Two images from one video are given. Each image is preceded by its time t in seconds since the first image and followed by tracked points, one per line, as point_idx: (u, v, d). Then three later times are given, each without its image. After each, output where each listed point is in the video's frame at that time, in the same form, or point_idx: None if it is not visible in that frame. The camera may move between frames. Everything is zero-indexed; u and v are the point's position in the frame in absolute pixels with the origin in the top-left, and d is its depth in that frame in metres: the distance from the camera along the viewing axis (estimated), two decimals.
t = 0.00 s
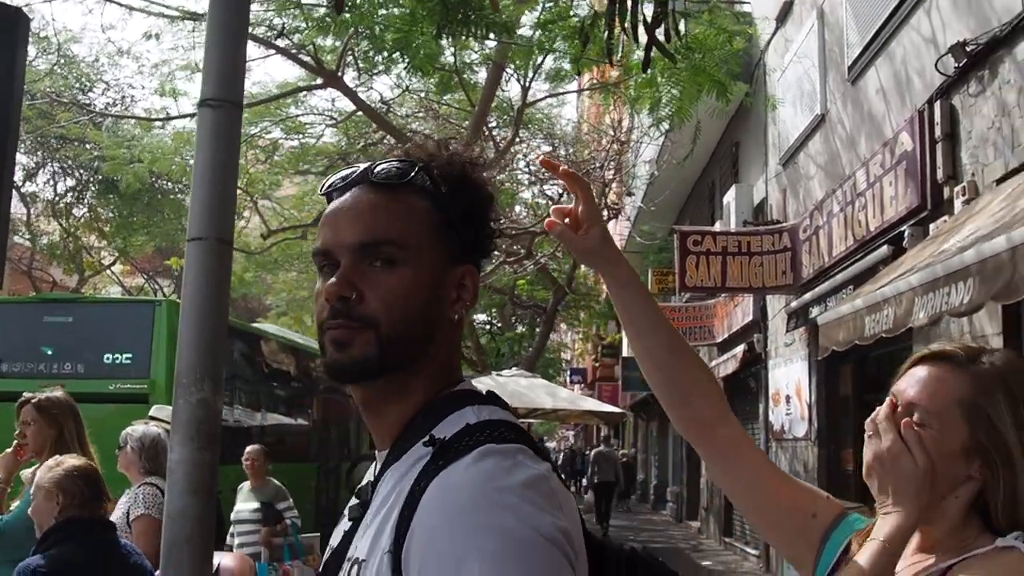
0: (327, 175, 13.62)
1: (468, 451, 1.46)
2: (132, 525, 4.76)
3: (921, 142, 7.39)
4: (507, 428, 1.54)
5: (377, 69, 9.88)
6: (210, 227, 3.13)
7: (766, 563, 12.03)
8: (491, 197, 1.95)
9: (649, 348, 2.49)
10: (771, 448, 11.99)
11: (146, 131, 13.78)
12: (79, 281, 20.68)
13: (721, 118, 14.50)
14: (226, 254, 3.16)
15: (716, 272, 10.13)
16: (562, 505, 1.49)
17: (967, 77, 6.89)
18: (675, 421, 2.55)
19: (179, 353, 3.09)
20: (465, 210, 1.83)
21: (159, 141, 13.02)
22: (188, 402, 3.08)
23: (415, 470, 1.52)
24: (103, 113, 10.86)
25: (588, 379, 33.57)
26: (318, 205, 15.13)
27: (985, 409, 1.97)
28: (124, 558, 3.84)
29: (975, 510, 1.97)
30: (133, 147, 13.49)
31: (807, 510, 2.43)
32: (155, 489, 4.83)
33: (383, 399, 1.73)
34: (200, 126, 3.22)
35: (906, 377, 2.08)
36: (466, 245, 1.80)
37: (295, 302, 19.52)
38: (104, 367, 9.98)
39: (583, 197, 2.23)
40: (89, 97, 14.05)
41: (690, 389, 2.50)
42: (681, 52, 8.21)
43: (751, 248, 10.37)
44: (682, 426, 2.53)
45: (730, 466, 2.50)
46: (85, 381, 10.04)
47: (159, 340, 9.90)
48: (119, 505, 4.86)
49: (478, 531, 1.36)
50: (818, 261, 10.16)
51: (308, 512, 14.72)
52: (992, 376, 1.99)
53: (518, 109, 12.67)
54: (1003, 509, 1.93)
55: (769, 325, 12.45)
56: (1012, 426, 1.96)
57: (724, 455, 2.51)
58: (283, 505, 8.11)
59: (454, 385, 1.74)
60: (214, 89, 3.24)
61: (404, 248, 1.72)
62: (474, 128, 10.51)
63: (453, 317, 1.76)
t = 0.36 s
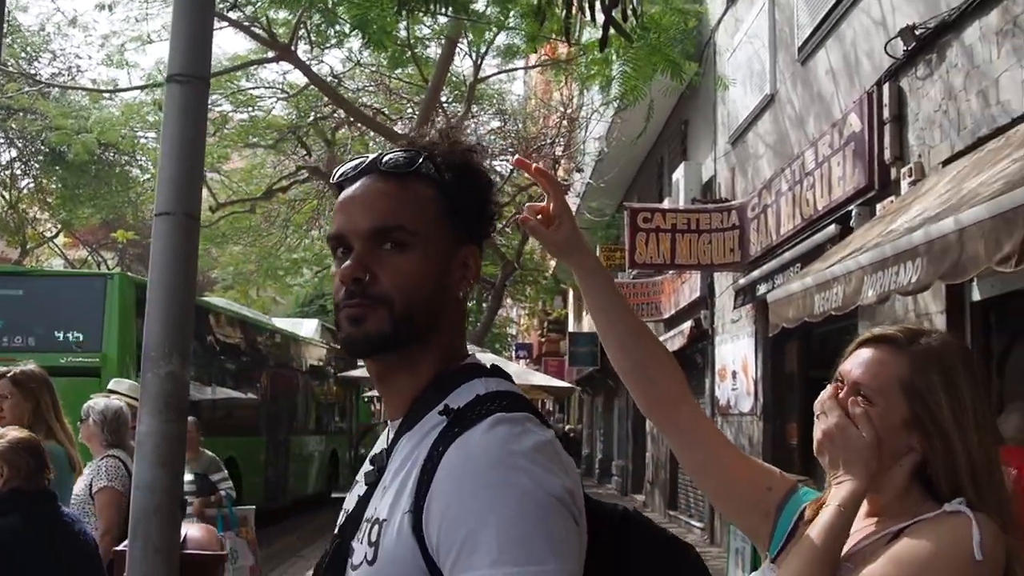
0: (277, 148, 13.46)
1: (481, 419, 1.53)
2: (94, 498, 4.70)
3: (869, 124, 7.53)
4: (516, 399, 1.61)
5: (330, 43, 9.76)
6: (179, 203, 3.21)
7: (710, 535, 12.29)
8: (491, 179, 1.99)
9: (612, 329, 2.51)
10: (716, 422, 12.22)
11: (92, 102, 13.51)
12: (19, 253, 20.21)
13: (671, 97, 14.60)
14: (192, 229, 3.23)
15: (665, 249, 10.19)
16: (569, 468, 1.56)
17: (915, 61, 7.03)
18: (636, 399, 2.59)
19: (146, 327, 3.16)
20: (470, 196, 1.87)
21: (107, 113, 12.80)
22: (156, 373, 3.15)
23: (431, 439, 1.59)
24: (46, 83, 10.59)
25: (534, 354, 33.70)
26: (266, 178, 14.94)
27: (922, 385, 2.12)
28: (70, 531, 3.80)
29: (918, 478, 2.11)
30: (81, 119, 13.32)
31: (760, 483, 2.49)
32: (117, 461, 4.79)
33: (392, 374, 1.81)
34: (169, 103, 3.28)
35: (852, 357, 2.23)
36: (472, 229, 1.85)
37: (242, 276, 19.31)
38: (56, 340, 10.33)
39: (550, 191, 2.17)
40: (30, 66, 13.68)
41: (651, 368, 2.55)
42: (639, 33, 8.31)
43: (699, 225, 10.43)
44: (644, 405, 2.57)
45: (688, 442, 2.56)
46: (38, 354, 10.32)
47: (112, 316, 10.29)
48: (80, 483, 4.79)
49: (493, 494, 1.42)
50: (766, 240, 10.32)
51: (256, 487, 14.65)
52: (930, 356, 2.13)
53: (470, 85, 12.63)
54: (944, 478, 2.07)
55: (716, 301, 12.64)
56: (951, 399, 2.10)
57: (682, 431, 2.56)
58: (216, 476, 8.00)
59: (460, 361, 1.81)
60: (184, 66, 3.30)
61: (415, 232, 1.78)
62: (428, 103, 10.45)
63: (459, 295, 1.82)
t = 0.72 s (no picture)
0: (255, 127, 13.39)
1: (469, 394, 1.57)
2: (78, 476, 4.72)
3: (846, 109, 7.60)
4: (505, 373, 1.65)
5: (310, 22, 9.70)
6: (167, 184, 3.22)
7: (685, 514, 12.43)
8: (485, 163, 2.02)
9: (598, 315, 2.57)
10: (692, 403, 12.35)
11: (70, 80, 13.40)
12: None
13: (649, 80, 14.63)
14: (179, 210, 3.24)
15: (643, 232, 10.20)
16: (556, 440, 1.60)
17: (892, 47, 7.11)
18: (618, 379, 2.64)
19: (134, 307, 3.17)
20: (465, 182, 1.91)
21: (86, 92, 12.73)
22: (144, 352, 3.16)
23: (424, 411, 1.63)
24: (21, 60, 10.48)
25: (510, 335, 33.80)
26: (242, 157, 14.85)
27: (882, 362, 2.23)
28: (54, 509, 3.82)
29: (877, 450, 2.22)
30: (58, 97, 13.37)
31: (736, 461, 2.55)
32: (103, 439, 4.80)
33: (391, 353, 1.85)
34: (157, 84, 3.28)
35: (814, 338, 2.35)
36: (468, 216, 1.89)
37: (218, 255, 19.24)
38: (33, 320, 10.42)
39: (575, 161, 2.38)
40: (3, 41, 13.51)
41: (635, 351, 2.60)
42: (620, 18, 8.36)
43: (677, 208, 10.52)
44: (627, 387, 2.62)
45: (668, 423, 2.60)
46: (15, 332, 10.43)
47: (91, 297, 10.39)
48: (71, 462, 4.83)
49: (477, 460, 1.46)
50: (743, 223, 10.40)
51: (233, 466, 14.66)
52: (886, 334, 2.25)
53: (450, 66, 12.59)
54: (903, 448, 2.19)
55: (692, 284, 12.74)
56: (906, 375, 2.22)
57: (660, 411, 2.60)
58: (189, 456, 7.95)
59: (457, 340, 1.85)
60: (173, 48, 3.30)
61: (414, 217, 1.81)
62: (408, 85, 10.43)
63: (454, 276, 1.85)
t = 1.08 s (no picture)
0: (252, 115, 13.38)
1: (453, 377, 1.58)
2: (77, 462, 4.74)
3: (844, 100, 7.62)
4: (490, 358, 1.66)
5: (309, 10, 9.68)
6: (166, 172, 3.23)
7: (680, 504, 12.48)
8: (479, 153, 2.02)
9: (600, 302, 2.59)
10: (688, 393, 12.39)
11: (67, 68, 13.38)
12: None
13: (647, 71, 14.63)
14: (179, 197, 3.25)
15: (640, 222, 10.19)
16: (538, 423, 1.60)
17: (891, 39, 7.12)
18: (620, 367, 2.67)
19: (134, 294, 3.18)
20: (454, 171, 1.91)
21: (84, 79, 12.73)
22: (145, 339, 3.17)
23: (412, 394, 1.65)
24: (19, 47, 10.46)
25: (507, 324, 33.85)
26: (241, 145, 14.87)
27: (867, 354, 2.29)
28: (55, 496, 3.84)
29: (864, 440, 2.28)
30: (57, 85, 13.24)
31: (731, 448, 2.58)
32: (101, 425, 4.81)
33: (382, 341, 1.87)
34: (157, 73, 3.29)
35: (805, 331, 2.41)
36: (457, 205, 1.89)
37: (215, 243, 19.25)
38: (32, 305, 10.42)
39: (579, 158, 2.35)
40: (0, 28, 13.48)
41: (636, 340, 2.62)
42: (619, 8, 8.35)
43: (674, 198, 10.49)
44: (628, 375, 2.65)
45: (667, 410, 2.62)
46: (13, 319, 10.44)
47: (89, 281, 10.40)
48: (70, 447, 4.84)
49: (459, 442, 1.47)
50: (740, 214, 10.41)
51: (230, 454, 14.69)
52: (873, 328, 2.31)
53: (448, 55, 12.58)
54: (888, 438, 2.24)
55: (689, 274, 12.77)
56: (892, 367, 2.27)
57: (659, 400, 2.63)
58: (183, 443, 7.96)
59: (447, 327, 1.86)
60: (173, 37, 3.31)
61: (399, 206, 1.82)
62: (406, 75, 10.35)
63: (440, 263, 1.85)
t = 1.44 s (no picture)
0: (247, 106, 13.35)
1: (423, 370, 1.58)
2: (70, 455, 4.74)
3: (838, 94, 7.62)
4: (466, 351, 1.65)
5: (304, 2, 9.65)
6: (159, 163, 3.22)
7: (674, 497, 12.51)
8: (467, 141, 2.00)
9: (593, 293, 2.62)
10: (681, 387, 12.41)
11: (61, 59, 13.35)
12: None
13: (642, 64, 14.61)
14: (173, 188, 3.25)
15: (635, 215, 10.21)
16: (513, 415, 1.59)
17: (886, 33, 7.13)
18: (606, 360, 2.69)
19: (128, 286, 3.18)
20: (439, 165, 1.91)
21: (78, 71, 12.71)
22: (138, 332, 3.17)
23: (388, 385, 1.65)
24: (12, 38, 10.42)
25: (502, 318, 33.83)
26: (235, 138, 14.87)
27: (823, 334, 2.28)
28: (50, 490, 3.83)
29: (829, 418, 2.27)
30: (49, 76, 13.43)
31: (718, 435, 2.59)
32: (95, 417, 4.81)
33: (369, 334, 1.88)
34: (151, 64, 3.28)
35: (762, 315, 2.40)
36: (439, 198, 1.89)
37: (209, 236, 19.21)
38: (26, 297, 10.39)
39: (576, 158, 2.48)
40: None
41: (622, 331, 2.64)
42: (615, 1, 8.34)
43: (669, 191, 10.53)
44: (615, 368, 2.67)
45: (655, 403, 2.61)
46: (6, 311, 10.41)
47: (84, 273, 10.39)
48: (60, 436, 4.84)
49: (423, 432, 1.47)
50: (734, 208, 10.43)
51: (223, 446, 14.67)
52: (828, 307, 2.30)
53: (443, 48, 12.55)
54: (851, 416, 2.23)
55: (683, 268, 12.78)
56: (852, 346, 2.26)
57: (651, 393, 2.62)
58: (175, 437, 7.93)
59: (429, 319, 1.86)
60: (167, 28, 3.29)
61: (368, 202, 1.82)
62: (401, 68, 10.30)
63: (417, 254, 1.85)
